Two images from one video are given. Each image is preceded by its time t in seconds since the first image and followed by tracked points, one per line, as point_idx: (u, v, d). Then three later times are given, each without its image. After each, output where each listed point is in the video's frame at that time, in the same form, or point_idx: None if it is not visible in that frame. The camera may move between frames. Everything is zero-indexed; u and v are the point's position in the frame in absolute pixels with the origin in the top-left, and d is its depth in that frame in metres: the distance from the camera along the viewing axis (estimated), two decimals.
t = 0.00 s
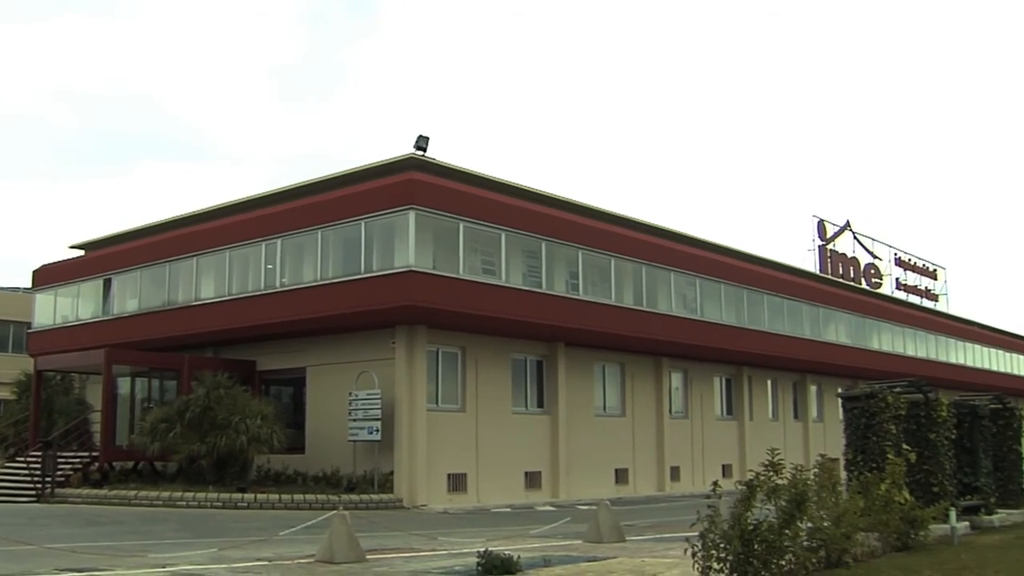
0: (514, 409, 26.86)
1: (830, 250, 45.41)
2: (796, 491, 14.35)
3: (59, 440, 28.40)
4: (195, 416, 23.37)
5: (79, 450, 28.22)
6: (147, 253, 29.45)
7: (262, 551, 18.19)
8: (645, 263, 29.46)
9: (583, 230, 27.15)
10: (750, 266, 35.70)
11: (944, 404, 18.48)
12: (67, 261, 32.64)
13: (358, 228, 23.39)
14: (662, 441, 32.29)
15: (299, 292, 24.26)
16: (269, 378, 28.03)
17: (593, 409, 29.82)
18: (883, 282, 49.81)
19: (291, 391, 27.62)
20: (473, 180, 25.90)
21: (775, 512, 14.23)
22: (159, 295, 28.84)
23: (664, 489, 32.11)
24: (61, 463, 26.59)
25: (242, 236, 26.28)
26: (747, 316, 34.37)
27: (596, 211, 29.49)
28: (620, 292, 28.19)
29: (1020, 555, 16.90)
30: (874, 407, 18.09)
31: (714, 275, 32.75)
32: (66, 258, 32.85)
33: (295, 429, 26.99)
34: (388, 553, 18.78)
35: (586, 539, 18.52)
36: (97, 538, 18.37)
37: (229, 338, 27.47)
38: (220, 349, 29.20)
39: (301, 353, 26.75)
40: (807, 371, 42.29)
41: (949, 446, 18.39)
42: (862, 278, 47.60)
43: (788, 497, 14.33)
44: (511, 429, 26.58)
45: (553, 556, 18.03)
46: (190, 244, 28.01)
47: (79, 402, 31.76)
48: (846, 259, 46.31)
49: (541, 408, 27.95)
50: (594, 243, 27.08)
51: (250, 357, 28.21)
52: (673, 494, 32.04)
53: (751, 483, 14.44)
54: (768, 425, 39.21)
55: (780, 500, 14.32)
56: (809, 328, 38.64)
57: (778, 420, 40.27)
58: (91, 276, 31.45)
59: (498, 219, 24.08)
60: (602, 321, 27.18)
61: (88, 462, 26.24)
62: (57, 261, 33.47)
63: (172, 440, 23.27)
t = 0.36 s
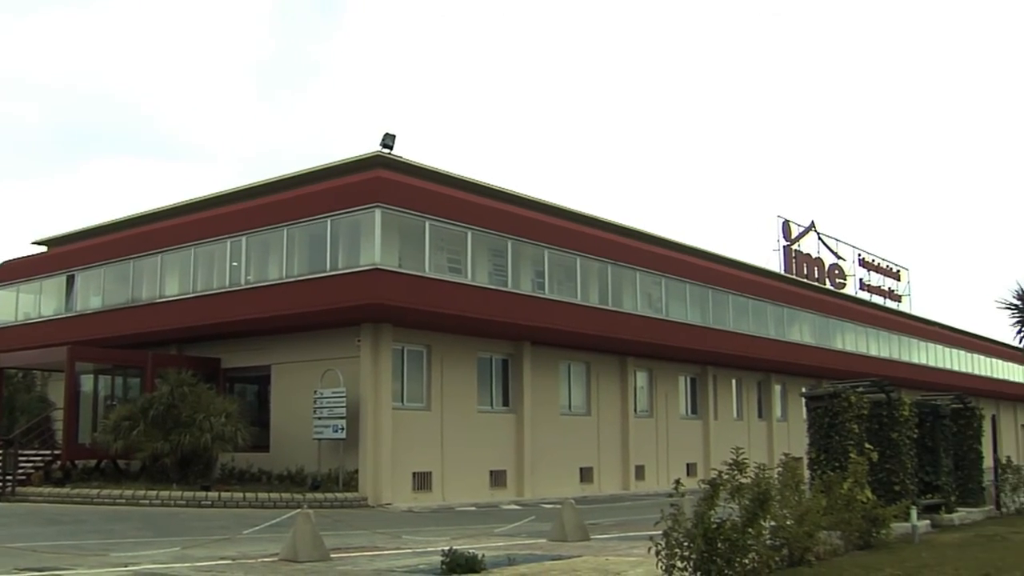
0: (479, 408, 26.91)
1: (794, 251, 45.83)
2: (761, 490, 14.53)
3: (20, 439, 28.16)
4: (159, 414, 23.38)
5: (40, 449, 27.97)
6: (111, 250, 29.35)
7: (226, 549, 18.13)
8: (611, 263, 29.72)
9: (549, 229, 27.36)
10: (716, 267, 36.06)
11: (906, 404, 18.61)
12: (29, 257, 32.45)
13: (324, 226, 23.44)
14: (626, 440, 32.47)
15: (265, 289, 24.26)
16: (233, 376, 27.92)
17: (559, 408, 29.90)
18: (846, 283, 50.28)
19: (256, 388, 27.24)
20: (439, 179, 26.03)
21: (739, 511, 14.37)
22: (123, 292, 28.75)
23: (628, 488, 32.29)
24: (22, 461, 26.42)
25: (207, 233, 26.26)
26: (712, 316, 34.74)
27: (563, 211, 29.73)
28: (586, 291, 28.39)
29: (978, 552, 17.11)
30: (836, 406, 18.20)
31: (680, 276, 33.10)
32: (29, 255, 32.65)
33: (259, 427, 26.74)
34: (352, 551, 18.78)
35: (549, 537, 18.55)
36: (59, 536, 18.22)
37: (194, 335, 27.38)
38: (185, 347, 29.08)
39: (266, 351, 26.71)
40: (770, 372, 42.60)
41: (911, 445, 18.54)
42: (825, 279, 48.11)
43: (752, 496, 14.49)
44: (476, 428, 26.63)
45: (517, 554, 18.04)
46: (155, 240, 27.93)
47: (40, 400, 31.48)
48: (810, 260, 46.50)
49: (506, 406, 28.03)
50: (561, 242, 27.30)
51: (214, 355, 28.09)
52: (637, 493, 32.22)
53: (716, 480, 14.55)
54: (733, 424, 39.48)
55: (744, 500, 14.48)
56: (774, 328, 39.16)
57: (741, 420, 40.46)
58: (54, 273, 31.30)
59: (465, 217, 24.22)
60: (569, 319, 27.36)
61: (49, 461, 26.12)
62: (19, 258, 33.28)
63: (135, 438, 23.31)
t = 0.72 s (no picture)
0: (444, 407, 26.95)
1: (760, 251, 46.27)
2: (724, 489, 14.58)
3: None
4: (122, 412, 23.53)
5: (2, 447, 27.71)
6: (74, 247, 29.30)
7: (190, 548, 18.05)
8: (578, 263, 29.98)
9: (516, 229, 27.55)
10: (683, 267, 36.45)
11: (870, 404, 18.67)
12: None
13: (290, 223, 23.46)
14: (592, 439, 32.64)
15: (230, 287, 24.23)
16: (198, 374, 27.80)
17: (525, 407, 29.93)
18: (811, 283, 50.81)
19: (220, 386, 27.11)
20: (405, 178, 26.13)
21: (703, 511, 14.41)
22: (86, 289, 28.71)
23: (593, 487, 32.45)
24: None
25: (172, 230, 26.22)
26: (679, 316, 35.09)
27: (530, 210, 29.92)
28: (552, 290, 28.62)
29: (938, 550, 17.27)
30: (799, 406, 18.31)
31: (647, 276, 33.44)
32: None
33: (224, 425, 26.69)
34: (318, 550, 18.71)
35: (515, 536, 18.56)
36: (20, 536, 18.05)
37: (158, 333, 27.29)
38: (149, 344, 28.95)
39: (231, 349, 26.65)
40: (735, 371, 42.84)
41: (874, 445, 18.67)
42: (790, 279, 48.63)
43: (716, 496, 14.55)
44: (441, 427, 26.68)
45: (482, 553, 18.02)
46: (120, 237, 27.87)
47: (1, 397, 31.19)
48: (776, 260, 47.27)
49: (472, 405, 28.14)
50: (527, 242, 27.49)
51: (179, 353, 27.96)
52: (602, 492, 32.39)
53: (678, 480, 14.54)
54: (697, 423, 39.78)
55: (708, 500, 14.54)
56: (739, 328, 39.67)
57: (706, 419, 40.63)
58: (17, 270, 31.24)
59: (431, 215, 24.33)
60: (536, 319, 27.53)
61: (10, 460, 25.98)
62: None
63: (98, 437, 23.39)
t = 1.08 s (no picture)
0: (407, 406, 27.08)
1: (723, 252, 46.57)
2: (686, 489, 14.63)
3: None
4: (83, 411, 23.46)
5: None
6: (36, 244, 29.36)
7: (151, 548, 17.91)
8: (541, 263, 30.48)
9: (480, 229, 27.91)
10: (646, 267, 37.05)
11: (831, 404, 18.81)
12: None
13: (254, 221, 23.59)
14: (555, 440, 32.82)
15: (193, 285, 24.32)
16: (160, 373, 27.76)
17: (487, 406, 30.10)
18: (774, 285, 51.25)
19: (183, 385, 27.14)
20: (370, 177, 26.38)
21: (664, 511, 14.43)
22: (47, 286, 28.82)
23: (556, 486, 32.68)
24: None
25: (135, 228, 26.27)
26: (641, 316, 35.78)
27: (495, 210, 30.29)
28: (516, 291, 29.05)
29: (898, 549, 17.39)
30: (762, 406, 18.40)
31: (609, 276, 34.05)
32: None
33: (185, 424, 26.63)
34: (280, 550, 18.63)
35: (478, 536, 18.53)
36: None
37: (120, 331, 27.26)
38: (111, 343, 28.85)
39: (193, 347, 26.67)
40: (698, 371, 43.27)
41: (835, 445, 18.81)
42: (753, 279, 49.03)
43: (678, 496, 14.58)
44: (405, 426, 26.82)
45: (445, 554, 17.97)
46: (81, 235, 27.90)
47: None
48: (739, 261, 47.59)
49: (435, 404, 28.30)
50: (491, 241, 27.87)
51: (140, 351, 27.91)
52: (565, 491, 32.63)
53: (640, 481, 14.53)
54: (660, 423, 40.11)
55: (670, 500, 14.56)
56: (701, 328, 40.37)
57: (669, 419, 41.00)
58: None
59: (395, 214, 24.61)
60: (499, 318, 27.90)
61: None
62: None
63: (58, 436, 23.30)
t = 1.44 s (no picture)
0: (372, 406, 27.36)
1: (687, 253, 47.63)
2: (651, 489, 14.66)
3: None
4: (45, 411, 23.50)
5: None
6: None
7: (114, 548, 17.82)
8: (506, 262, 30.93)
9: (445, 229, 28.32)
10: (612, 268, 37.58)
11: (793, 405, 19.00)
12: None
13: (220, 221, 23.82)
14: (520, 441, 33.07)
15: (158, 284, 24.51)
16: (123, 371, 27.86)
17: (452, 406, 30.45)
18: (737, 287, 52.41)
19: (147, 384, 27.38)
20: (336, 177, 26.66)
21: (628, 512, 14.45)
22: (9, 284, 28.88)
23: (520, 486, 33.08)
24: None
25: (98, 226, 26.42)
26: (606, 316, 36.34)
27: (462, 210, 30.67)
28: (482, 292, 29.46)
29: (860, 549, 17.51)
30: (725, 407, 18.46)
31: (574, 277, 34.57)
32: None
33: (150, 424, 26.74)
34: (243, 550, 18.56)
35: (442, 536, 18.55)
36: None
37: (83, 329, 27.31)
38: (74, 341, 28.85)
39: (156, 347, 26.77)
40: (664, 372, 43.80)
41: (798, 446, 18.94)
42: (717, 280, 50.23)
43: (642, 497, 14.61)
44: (370, 425, 27.11)
45: (409, 554, 17.95)
46: (44, 233, 27.98)
47: None
48: (703, 262, 48.86)
49: (400, 404, 28.62)
50: (456, 241, 28.26)
51: (103, 350, 27.98)
52: (529, 491, 33.04)
53: (603, 482, 14.49)
54: (625, 423, 40.40)
55: (634, 501, 14.58)
56: (667, 329, 40.97)
57: (634, 419, 41.52)
58: None
59: (361, 214, 24.93)
60: (464, 318, 28.29)
61: None
62: None
63: (19, 436, 23.30)
